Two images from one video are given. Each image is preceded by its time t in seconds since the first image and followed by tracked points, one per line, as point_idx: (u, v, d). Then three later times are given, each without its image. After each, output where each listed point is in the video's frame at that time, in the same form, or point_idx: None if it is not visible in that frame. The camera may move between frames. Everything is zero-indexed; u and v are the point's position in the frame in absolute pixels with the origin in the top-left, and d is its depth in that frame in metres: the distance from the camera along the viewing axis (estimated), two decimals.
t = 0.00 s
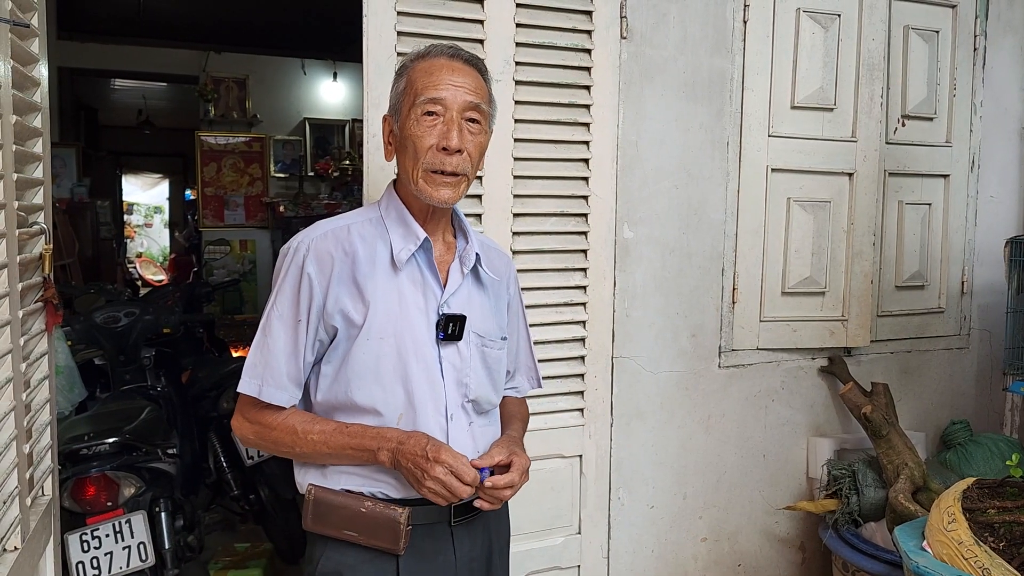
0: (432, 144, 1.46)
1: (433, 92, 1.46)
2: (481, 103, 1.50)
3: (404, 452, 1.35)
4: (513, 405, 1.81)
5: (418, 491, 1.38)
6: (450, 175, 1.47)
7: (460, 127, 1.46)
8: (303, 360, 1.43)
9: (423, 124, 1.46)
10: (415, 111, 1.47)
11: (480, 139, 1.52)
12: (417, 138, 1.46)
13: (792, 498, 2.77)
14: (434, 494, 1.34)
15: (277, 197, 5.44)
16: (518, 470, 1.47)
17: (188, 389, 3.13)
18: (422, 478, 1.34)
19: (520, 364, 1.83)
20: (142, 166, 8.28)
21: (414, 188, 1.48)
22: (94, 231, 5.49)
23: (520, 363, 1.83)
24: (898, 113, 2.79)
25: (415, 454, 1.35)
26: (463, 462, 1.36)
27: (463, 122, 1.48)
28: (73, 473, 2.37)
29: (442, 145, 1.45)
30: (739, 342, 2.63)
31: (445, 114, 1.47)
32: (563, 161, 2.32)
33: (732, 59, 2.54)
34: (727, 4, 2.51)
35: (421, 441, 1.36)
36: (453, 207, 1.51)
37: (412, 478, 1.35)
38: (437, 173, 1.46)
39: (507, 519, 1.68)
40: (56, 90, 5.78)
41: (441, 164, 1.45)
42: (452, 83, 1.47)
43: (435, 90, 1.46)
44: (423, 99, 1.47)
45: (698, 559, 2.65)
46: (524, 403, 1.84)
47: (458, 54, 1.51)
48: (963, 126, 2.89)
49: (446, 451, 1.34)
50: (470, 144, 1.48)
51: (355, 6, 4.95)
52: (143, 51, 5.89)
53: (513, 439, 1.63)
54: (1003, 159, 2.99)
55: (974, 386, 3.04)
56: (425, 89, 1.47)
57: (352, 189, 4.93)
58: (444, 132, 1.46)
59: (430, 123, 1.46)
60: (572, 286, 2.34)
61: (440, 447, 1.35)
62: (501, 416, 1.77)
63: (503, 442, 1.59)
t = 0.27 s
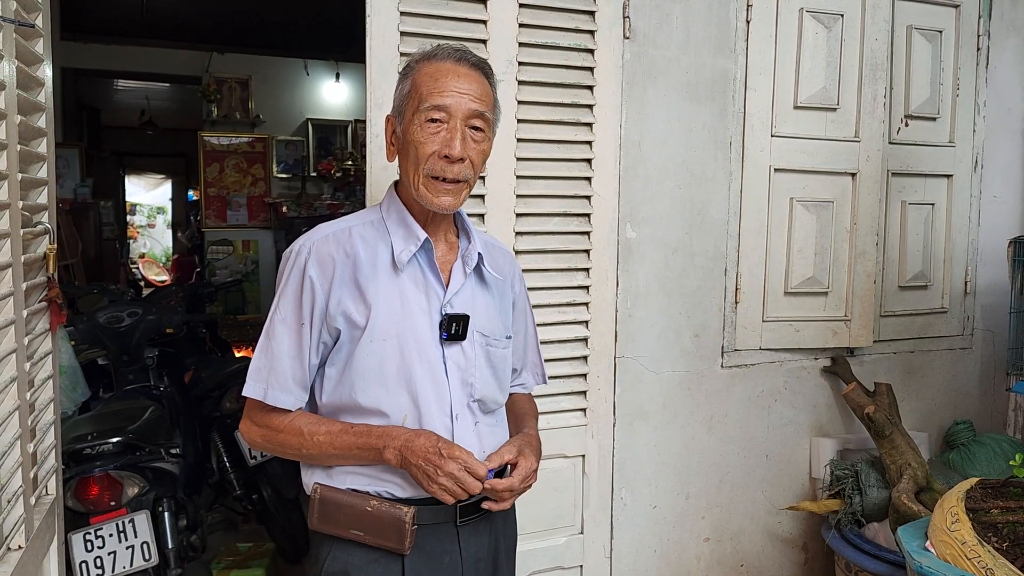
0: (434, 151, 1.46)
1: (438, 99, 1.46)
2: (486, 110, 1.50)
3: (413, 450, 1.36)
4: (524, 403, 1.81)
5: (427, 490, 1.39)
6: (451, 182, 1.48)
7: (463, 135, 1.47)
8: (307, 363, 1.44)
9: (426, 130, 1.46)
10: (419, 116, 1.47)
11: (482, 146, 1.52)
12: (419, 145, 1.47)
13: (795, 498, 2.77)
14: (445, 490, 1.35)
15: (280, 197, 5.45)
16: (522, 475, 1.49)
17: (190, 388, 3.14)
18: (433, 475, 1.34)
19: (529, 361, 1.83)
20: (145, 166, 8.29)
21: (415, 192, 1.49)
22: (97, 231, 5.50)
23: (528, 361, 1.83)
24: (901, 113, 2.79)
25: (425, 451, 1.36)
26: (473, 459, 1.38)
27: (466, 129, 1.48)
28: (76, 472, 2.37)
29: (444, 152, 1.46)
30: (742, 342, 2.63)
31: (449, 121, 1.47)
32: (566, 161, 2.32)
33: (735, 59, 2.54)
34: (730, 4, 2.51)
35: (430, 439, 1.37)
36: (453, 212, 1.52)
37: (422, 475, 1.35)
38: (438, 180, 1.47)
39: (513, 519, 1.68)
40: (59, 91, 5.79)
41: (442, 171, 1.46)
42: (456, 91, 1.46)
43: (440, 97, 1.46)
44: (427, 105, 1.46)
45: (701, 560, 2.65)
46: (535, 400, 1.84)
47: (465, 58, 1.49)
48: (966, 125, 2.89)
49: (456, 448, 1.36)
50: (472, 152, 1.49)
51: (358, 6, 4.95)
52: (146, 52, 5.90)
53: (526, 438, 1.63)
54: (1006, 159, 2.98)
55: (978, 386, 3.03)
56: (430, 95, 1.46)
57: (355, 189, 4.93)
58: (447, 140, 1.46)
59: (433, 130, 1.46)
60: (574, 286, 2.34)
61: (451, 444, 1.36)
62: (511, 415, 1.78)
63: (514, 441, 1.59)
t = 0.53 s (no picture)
0: (449, 171, 1.45)
1: (459, 121, 1.43)
2: (504, 134, 1.47)
3: (413, 449, 1.36)
4: (527, 404, 1.80)
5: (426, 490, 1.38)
6: (462, 202, 1.48)
7: (480, 159, 1.45)
8: (308, 361, 1.44)
9: (443, 151, 1.44)
10: (437, 135, 1.44)
11: (496, 166, 1.51)
12: (433, 162, 1.45)
13: (797, 498, 2.77)
14: (444, 491, 1.35)
15: (281, 198, 5.45)
16: (520, 477, 1.49)
17: (192, 388, 3.15)
18: (432, 474, 1.35)
19: (530, 360, 1.82)
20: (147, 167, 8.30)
21: (424, 205, 1.49)
22: (100, 232, 5.51)
23: (529, 360, 1.83)
24: (902, 113, 2.79)
25: (425, 450, 1.36)
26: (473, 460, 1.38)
27: (483, 153, 1.46)
28: (78, 472, 2.38)
29: (459, 175, 1.45)
30: (744, 342, 2.63)
31: (467, 144, 1.44)
32: (567, 161, 2.32)
33: (737, 59, 2.53)
34: (732, 4, 2.51)
35: (430, 439, 1.37)
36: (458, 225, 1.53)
37: (421, 475, 1.35)
38: (449, 199, 1.47)
39: (512, 519, 1.68)
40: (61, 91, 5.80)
41: (455, 193, 1.46)
42: (476, 112, 1.43)
43: (461, 118, 1.43)
44: (447, 125, 1.43)
45: (703, 560, 2.65)
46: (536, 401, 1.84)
47: (489, 77, 1.45)
48: (969, 125, 2.89)
49: (457, 448, 1.36)
50: (485, 173, 1.47)
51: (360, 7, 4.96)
52: (148, 53, 5.92)
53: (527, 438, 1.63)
54: (1009, 159, 2.98)
55: (980, 386, 3.03)
56: (450, 113, 1.43)
57: (357, 189, 4.94)
58: (463, 162, 1.44)
59: (449, 150, 1.44)
60: (576, 286, 2.34)
61: (452, 445, 1.37)
62: (513, 415, 1.78)
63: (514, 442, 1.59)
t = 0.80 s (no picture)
0: (467, 204, 1.42)
1: (486, 161, 1.37)
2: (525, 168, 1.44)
3: (412, 448, 1.36)
4: (519, 404, 1.81)
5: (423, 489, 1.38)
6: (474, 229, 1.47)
7: (499, 194, 1.43)
8: (306, 360, 1.44)
9: (465, 186, 1.40)
10: (461, 170, 1.38)
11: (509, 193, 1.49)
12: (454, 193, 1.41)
13: (797, 498, 2.77)
14: (440, 489, 1.35)
15: (281, 198, 5.46)
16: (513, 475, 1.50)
17: (192, 388, 3.15)
18: (430, 473, 1.34)
19: (521, 360, 1.82)
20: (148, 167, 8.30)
21: (435, 224, 1.48)
22: (100, 232, 5.51)
23: (519, 360, 1.82)
24: (903, 113, 2.79)
25: (424, 449, 1.36)
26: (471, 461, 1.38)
27: (503, 188, 1.43)
28: (78, 472, 2.38)
29: (477, 209, 1.42)
30: (744, 342, 2.63)
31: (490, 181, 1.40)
32: (568, 161, 2.32)
33: (737, 58, 2.53)
34: (732, 3, 2.51)
35: (429, 438, 1.37)
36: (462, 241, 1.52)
37: (419, 473, 1.35)
38: (462, 226, 1.46)
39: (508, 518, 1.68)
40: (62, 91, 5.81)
41: (470, 222, 1.45)
42: (506, 152, 1.38)
43: (488, 158, 1.37)
44: (472, 163, 1.37)
45: (703, 560, 2.64)
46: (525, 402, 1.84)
47: (518, 113, 1.39)
48: (969, 125, 2.89)
49: (455, 447, 1.36)
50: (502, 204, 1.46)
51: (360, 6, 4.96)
52: (149, 53, 5.92)
53: (521, 438, 1.64)
54: (1010, 159, 2.98)
55: (981, 386, 3.03)
56: (478, 150, 1.37)
57: (357, 189, 4.93)
58: (483, 198, 1.41)
59: (472, 185, 1.40)
60: (576, 286, 2.34)
61: (450, 445, 1.37)
62: (505, 415, 1.79)
63: (508, 440, 1.60)
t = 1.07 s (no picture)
0: (474, 212, 1.41)
1: (498, 171, 1.35)
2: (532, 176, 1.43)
3: (410, 445, 1.36)
4: (514, 401, 1.81)
5: (420, 488, 1.38)
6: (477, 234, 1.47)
7: (507, 203, 1.42)
8: (303, 359, 1.43)
9: (474, 195, 1.38)
10: (471, 179, 1.37)
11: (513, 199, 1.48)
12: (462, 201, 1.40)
13: (796, 498, 2.76)
14: (438, 486, 1.34)
15: (280, 197, 5.45)
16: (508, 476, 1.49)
17: (191, 388, 3.14)
18: (428, 469, 1.34)
19: (517, 355, 1.81)
20: (146, 167, 8.30)
21: (438, 227, 1.47)
22: (98, 231, 5.50)
23: (517, 353, 1.82)
24: (902, 112, 2.79)
25: (421, 446, 1.36)
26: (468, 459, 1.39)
27: (510, 196, 1.42)
28: (76, 472, 2.38)
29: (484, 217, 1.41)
30: (743, 341, 2.62)
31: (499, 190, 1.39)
32: (566, 160, 2.31)
33: (736, 57, 2.53)
34: (731, 2, 2.51)
35: (426, 436, 1.38)
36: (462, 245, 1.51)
37: (416, 470, 1.35)
38: (466, 231, 1.46)
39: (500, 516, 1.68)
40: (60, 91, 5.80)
41: (474, 229, 1.44)
42: (518, 163, 1.36)
43: (499, 169, 1.35)
44: (483, 173, 1.35)
45: (702, 559, 2.64)
46: (522, 398, 1.84)
47: (531, 123, 1.37)
48: (968, 124, 2.88)
49: (453, 445, 1.37)
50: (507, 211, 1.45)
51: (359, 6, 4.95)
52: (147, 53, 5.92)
53: (516, 439, 1.65)
54: (1009, 158, 2.98)
55: (979, 385, 3.03)
56: (489, 160, 1.35)
57: (356, 189, 4.93)
58: (491, 206, 1.40)
59: (481, 194, 1.38)
60: (575, 285, 2.34)
61: (448, 442, 1.38)
62: (500, 410, 1.79)
63: (502, 442, 1.60)
